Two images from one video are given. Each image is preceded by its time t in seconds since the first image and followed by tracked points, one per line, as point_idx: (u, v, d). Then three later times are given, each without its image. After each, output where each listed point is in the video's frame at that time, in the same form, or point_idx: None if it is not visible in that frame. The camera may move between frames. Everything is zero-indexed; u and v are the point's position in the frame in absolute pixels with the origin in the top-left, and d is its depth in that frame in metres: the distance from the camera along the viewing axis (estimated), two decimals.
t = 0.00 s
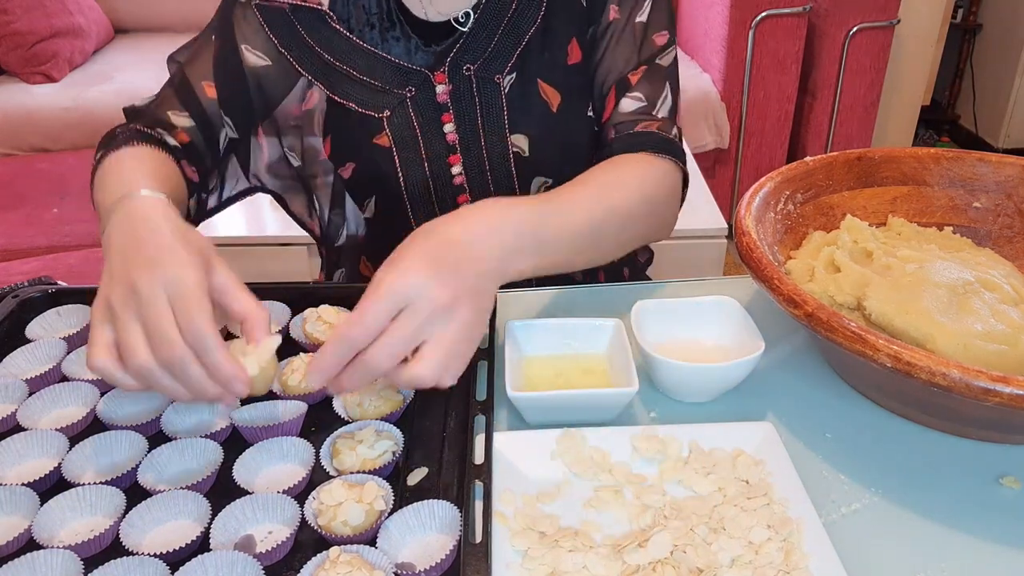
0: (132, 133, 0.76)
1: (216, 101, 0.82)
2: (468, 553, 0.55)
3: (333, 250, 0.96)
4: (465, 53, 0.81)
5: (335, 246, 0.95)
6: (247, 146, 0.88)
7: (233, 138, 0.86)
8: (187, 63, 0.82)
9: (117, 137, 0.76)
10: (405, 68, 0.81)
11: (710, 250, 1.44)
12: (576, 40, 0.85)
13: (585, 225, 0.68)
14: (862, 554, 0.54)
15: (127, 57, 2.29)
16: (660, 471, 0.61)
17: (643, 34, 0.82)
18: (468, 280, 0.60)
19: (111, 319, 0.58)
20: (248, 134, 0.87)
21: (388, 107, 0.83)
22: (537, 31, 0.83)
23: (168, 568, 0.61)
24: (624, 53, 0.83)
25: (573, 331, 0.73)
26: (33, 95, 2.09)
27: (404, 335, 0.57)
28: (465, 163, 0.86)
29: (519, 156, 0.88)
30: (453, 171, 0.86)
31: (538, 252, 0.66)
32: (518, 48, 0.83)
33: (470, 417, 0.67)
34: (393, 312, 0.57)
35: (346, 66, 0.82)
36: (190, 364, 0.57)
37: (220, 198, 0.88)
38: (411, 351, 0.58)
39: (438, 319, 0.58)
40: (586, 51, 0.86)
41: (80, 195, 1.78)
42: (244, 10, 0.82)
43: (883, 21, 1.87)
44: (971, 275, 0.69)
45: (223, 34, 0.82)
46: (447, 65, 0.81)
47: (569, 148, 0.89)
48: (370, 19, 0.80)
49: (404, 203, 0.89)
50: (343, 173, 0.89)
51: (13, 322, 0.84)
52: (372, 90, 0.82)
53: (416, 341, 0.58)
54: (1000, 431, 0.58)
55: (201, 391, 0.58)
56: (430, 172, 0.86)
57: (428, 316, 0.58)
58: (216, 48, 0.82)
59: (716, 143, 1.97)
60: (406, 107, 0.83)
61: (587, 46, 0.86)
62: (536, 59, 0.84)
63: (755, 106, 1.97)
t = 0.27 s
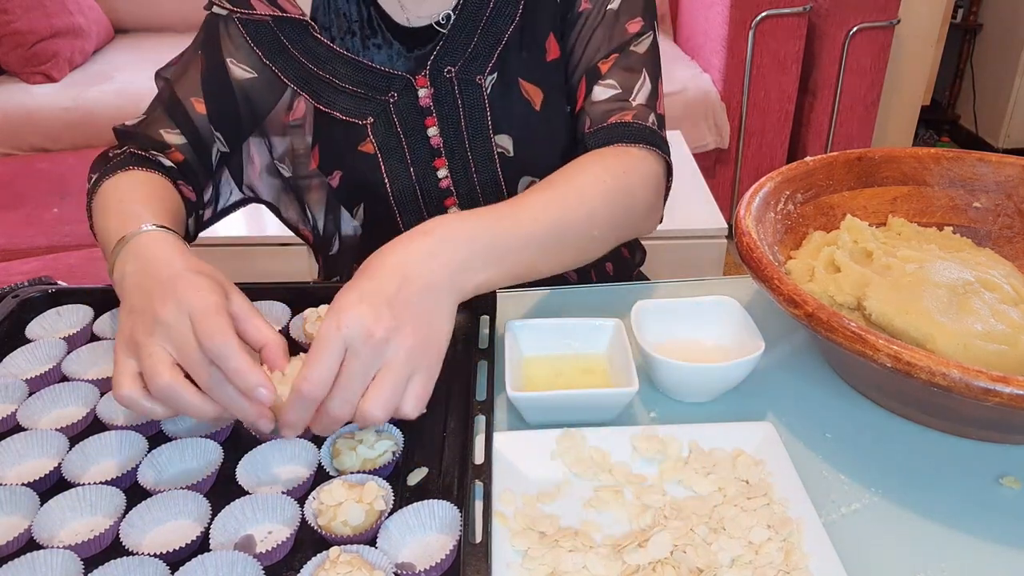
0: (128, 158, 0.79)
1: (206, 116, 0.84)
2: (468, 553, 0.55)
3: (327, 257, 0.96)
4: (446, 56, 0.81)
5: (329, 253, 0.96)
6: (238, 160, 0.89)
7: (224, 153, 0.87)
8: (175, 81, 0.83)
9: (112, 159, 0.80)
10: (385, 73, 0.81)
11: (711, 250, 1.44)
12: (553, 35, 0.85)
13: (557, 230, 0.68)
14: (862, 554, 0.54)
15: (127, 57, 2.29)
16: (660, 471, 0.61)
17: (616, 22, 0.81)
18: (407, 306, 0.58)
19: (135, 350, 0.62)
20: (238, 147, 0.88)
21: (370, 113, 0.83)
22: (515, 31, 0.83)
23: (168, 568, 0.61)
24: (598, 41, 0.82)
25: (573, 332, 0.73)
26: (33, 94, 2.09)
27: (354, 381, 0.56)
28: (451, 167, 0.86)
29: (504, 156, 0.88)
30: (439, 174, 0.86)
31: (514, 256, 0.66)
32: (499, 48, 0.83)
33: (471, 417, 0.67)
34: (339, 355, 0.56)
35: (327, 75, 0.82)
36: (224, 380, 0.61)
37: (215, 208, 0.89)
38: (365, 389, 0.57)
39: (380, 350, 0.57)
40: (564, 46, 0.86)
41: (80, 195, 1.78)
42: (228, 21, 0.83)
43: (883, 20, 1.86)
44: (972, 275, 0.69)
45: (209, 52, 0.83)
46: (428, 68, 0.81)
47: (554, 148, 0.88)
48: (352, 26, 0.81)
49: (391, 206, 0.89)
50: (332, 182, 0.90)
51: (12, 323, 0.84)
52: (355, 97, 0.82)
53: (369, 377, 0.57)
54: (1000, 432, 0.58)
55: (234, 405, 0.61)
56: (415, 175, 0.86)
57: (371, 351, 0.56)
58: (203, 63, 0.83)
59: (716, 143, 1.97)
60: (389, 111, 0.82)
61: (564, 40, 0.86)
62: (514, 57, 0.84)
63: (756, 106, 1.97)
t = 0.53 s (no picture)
0: (124, 154, 0.78)
1: (205, 115, 0.83)
2: (468, 553, 0.55)
3: (328, 258, 0.97)
4: (449, 57, 0.81)
5: (330, 254, 0.96)
6: (236, 159, 0.89)
7: (222, 152, 0.87)
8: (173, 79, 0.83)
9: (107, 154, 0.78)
10: (387, 74, 0.81)
11: (711, 250, 1.44)
12: (558, 36, 0.85)
13: (565, 232, 0.67)
14: (862, 554, 0.54)
15: (127, 57, 2.29)
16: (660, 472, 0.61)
17: (622, 21, 0.81)
18: (416, 307, 0.58)
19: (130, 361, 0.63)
20: (236, 147, 0.88)
21: (374, 116, 0.83)
22: (519, 32, 0.83)
23: (168, 568, 0.61)
24: (604, 43, 0.82)
25: (573, 331, 0.73)
26: (32, 95, 2.09)
27: (355, 373, 0.56)
28: (454, 168, 0.86)
29: (507, 157, 0.88)
30: (443, 176, 0.86)
31: (522, 258, 0.66)
32: (502, 49, 0.83)
33: (471, 417, 0.67)
34: (343, 348, 0.56)
35: (330, 75, 0.82)
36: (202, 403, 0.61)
37: (211, 207, 0.89)
38: (364, 384, 0.57)
39: (383, 346, 0.57)
40: (568, 46, 0.85)
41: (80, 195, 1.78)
42: (228, 20, 0.82)
43: (883, 20, 1.86)
44: (970, 275, 0.69)
45: (209, 51, 0.83)
46: (430, 70, 0.81)
47: (558, 149, 0.88)
48: (355, 26, 0.81)
49: (395, 208, 0.89)
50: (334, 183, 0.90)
51: (12, 323, 0.84)
52: (359, 99, 0.83)
53: (370, 372, 0.57)
54: (1000, 432, 0.58)
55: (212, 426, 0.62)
56: (419, 177, 0.86)
57: (373, 346, 0.56)
58: (203, 61, 0.83)
59: (716, 143, 1.97)
60: (393, 113, 0.83)
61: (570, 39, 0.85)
62: (518, 58, 0.84)
63: (756, 106, 1.97)
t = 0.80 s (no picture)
0: (122, 159, 0.78)
1: (199, 124, 0.83)
2: (468, 553, 0.55)
3: (326, 263, 0.97)
4: (445, 63, 0.81)
5: (328, 259, 0.96)
6: (231, 168, 0.88)
7: (216, 162, 0.87)
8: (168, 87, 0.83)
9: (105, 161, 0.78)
10: (383, 82, 0.81)
11: (711, 250, 1.44)
12: (555, 42, 0.85)
13: (563, 241, 0.67)
14: (862, 554, 0.54)
15: (127, 57, 2.29)
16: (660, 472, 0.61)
17: (619, 26, 0.81)
18: (411, 314, 0.58)
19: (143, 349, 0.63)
20: (231, 155, 0.88)
21: (371, 124, 0.83)
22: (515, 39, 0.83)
23: (168, 568, 0.61)
24: (601, 47, 0.82)
25: (573, 331, 0.73)
26: (32, 95, 2.09)
27: (345, 382, 0.56)
28: (453, 176, 0.86)
29: (505, 164, 0.88)
30: (441, 184, 0.86)
31: (524, 267, 0.65)
32: (498, 55, 0.83)
33: (471, 417, 0.67)
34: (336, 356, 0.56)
35: (325, 84, 0.82)
36: (215, 381, 0.61)
37: (207, 214, 0.89)
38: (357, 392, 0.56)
39: (376, 354, 0.56)
40: (565, 51, 0.85)
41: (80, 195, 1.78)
42: (220, 29, 0.82)
43: (883, 20, 1.86)
44: (970, 275, 0.69)
45: (206, 58, 0.82)
46: (426, 77, 0.81)
47: (557, 154, 0.88)
48: (351, 34, 0.80)
49: (393, 215, 0.89)
50: (331, 191, 0.90)
51: (13, 323, 0.84)
52: (355, 108, 0.82)
53: (363, 381, 0.56)
54: (1000, 431, 0.58)
55: (223, 409, 0.62)
56: (417, 185, 0.86)
57: (365, 355, 0.56)
58: (197, 69, 0.83)
59: (716, 143, 1.97)
60: (389, 121, 0.83)
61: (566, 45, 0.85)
62: (514, 63, 0.84)
63: (756, 107, 1.97)
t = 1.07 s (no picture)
0: (123, 161, 0.78)
1: (199, 126, 0.83)
2: (468, 553, 0.55)
3: (327, 263, 0.97)
4: (442, 61, 0.81)
5: (329, 259, 0.96)
6: (231, 169, 0.88)
7: (216, 162, 0.87)
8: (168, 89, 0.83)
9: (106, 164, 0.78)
10: (380, 80, 0.81)
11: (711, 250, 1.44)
12: (551, 38, 0.84)
13: (565, 236, 0.67)
14: (862, 554, 0.54)
15: (127, 57, 2.29)
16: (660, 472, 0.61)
17: (615, 21, 0.81)
18: (429, 306, 0.58)
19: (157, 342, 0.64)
20: (231, 156, 0.87)
21: (369, 122, 0.83)
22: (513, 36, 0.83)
23: (168, 568, 0.61)
24: (598, 42, 0.82)
25: (573, 332, 0.73)
26: (32, 95, 2.09)
27: (364, 379, 0.55)
28: (451, 173, 0.86)
29: (503, 161, 0.88)
30: (439, 181, 0.86)
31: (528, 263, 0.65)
32: (495, 54, 0.83)
33: (471, 418, 0.67)
34: (352, 353, 0.56)
35: (323, 84, 0.82)
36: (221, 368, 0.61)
37: (209, 214, 0.90)
38: (374, 390, 0.56)
39: (396, 353, 0.56)
40: (561, 47, 0.86)
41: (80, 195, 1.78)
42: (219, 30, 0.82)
43: (883, 20, 1.86)
44: (969, 274, 0.69)
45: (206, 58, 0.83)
46: (423, 76, 0.81)
47: (556, 151, 0.89)
48: (348, 35, 0.80)
49: (392, 213, 0.89)
50: (331, 190, 0.90)
51: (13, 323, 0.84)
52: (352, 107, 0.82)
53: (381, 378, 0.56)
54: (1000, 431, 0.58)
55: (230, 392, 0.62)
56: (415, 182, 0.86)
57: (384, 353, 0.55)
58: (196, 71, 0.83)
59: (716, 143, 1.97)
60: (387, 120, 0.83)
61: (563, 40, 0.86)
62: (511, 61, 0.84)
63: (756, 107, 1.97)
